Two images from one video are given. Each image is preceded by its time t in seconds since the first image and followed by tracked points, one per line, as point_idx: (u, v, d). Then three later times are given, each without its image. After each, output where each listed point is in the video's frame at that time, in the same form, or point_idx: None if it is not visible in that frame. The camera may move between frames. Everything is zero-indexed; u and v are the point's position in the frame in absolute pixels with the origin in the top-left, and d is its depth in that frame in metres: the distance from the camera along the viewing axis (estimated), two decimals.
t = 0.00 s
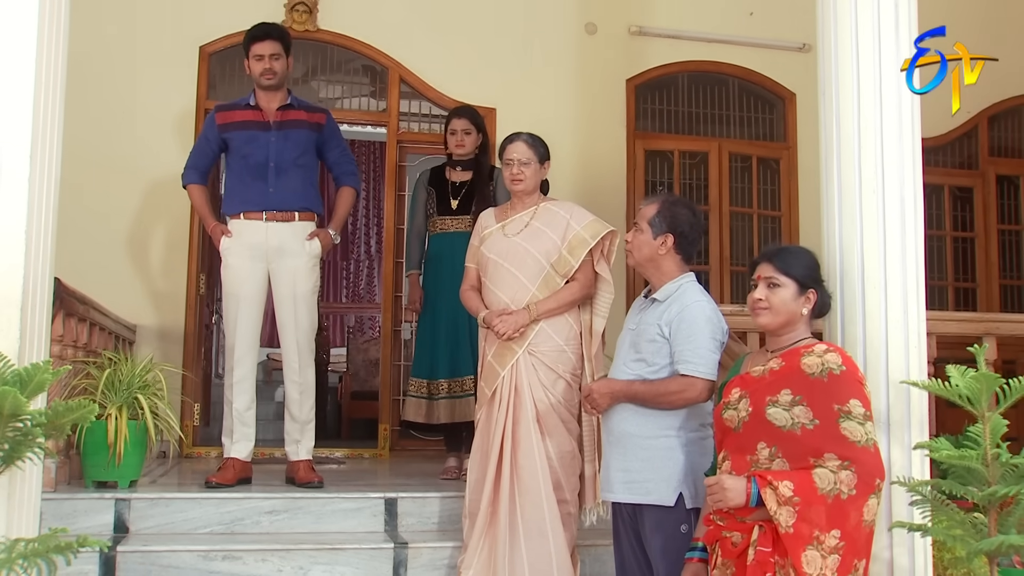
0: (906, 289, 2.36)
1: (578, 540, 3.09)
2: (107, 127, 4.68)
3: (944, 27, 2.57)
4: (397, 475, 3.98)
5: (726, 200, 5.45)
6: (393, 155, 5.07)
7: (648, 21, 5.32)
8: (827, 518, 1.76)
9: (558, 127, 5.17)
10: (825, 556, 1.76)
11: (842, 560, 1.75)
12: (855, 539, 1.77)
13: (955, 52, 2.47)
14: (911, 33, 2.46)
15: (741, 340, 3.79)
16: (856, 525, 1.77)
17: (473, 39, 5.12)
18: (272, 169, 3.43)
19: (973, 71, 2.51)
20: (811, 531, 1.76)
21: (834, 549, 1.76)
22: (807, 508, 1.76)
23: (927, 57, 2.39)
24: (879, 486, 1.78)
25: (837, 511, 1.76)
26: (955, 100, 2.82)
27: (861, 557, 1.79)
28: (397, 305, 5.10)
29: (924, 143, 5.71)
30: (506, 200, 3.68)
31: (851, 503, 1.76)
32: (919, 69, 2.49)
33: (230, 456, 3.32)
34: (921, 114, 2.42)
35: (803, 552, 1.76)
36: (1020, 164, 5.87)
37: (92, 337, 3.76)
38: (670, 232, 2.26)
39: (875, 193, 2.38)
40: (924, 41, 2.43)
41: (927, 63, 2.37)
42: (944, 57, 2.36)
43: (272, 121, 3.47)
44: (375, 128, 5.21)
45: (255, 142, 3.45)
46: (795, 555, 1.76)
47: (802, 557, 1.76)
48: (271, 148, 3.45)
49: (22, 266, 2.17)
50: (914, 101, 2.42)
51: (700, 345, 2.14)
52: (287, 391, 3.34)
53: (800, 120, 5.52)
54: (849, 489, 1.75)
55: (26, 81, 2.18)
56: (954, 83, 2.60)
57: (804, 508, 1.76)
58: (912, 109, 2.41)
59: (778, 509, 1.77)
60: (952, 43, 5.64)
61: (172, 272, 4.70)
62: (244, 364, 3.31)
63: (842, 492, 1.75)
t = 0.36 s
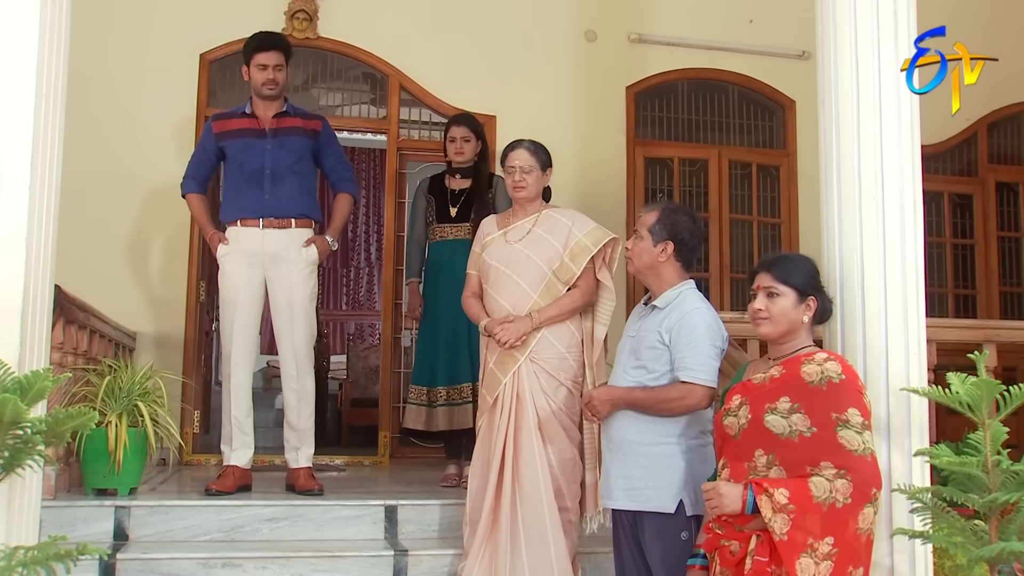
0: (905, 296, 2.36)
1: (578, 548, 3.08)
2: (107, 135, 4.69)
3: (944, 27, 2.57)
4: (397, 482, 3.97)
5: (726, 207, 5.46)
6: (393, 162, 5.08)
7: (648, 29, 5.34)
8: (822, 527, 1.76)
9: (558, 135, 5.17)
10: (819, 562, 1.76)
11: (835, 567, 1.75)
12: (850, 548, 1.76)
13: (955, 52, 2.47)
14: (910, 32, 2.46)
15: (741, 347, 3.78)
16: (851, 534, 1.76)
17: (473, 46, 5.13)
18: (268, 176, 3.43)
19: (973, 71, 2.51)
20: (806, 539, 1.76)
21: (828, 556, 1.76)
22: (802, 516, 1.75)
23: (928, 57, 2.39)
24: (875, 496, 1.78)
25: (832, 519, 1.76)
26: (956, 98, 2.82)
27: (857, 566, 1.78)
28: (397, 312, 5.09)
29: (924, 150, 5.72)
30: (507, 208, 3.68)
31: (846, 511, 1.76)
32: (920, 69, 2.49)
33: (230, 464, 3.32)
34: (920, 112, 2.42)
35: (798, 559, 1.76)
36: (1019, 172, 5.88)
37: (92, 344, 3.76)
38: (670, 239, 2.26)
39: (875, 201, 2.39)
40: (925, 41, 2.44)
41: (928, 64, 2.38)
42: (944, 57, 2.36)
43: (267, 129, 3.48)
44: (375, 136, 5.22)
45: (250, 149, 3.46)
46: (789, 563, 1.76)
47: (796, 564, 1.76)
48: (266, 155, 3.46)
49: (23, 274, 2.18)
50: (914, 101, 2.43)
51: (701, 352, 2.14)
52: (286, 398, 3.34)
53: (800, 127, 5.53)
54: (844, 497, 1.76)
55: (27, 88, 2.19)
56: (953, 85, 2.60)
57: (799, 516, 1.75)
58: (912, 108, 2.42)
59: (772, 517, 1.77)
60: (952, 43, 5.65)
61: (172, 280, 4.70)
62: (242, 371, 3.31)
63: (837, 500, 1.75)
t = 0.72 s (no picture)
0: (906, 298, 2.36)
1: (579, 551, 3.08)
2: (105, 136, 4.69)
3: (944, 27, 2.57)
4: (397, 485, 3.97)
5: (726, 210, 5.46)
6: (393, 164, 5.09)
7: (648, 31, 5.35)
8: (833, 527, 1.76)
9: (558, 137, 5.18)
10: (830, 563, 1.75)
11: (846, 567, 1.75)
12: (860, 548, 1.76)
13: (955, 52, 2.47)
14: (910, 33, 2.46)
15: (742, 349, 3.78)
16: (862, 535, 1.76)
17: (474, 48, 5.13)
18: (262, 180, 3.43)
19: (973, 71, 2.51)
20: (816, 539, 1.76)
21: (839, 556, 1.76)
22: (813, 517, 1.75)
23: (927, 58, 2.39)
24: (886, 496, 1.78)
25: (843, 519, 1.76)
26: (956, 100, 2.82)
27: (867, 565, 1.78)
28: (397, 315, 5.08)
29: (924, 153, 5.72)
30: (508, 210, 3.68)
31: (857, 512, 1.76)
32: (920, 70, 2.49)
33: (230, 466, 3.32)
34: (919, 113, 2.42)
35: (808, 560, 1.75)
36: (1020, 174, 5.88)
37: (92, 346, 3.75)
38: (670, 241, 2.26)
39: (875, 203, 2.39)
40: (923, 42, 2.44)
41: (927, 63, 2.38)
42: (944, 57, 2.36)
43: (261, 132, 3.48)
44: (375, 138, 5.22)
45: (243, 153, 3.45)
46: (800, 564, 1.75)
47: (806, 565, 1.75)
48: (260, 159, 3.45)
49: (23, 275, 2.18)
50: (914, 101, 2.43)
51: (701, 353, 2.14)
52: (285, 400, 3.34)
53: (800, 130, 5.54)
54: (855, 498, 1.75)
55: (28, 90, 2.20)
56: (953, 85, 2.60)
57: (810, 517, 1.75)
58: (912, 109, 2.42)
59: (783, 518, 1.77)
60: (952, 43, 5.66)
61: (167, 282, 4.70)
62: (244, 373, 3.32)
63: (848, 500, 1.75)
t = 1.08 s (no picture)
0: (907, 297, 2.36)
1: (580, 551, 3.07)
2: (105, 137, 4.69)
3: (944, 27, 2.57)
4: (398, 485, 3.97)
5: (727, 210, 5.46)
6: (393, 165, 5.09)
7: (649, 32, 5.35)
8: (852, 524, 1.75)
9: (559, 137, 5.18)
10: (849, 561, 1.75)
11: (865, 564, 1.75)
12: (878, 544, 1.76)
13: (956, 52, 2.47)
14: (911, 33, 2.46)
15: (742, 349, 3.78)
16: (880, 531, 1.76)
17: (475, 48, 5.14)
18: (262, 182, 3.42)
19: (974, 71, 2.51)
20: (835, 537, 1.75)
21: (858, 553, 1.75)
22: (831, 514, 1.74)
23: (928, 57, 2.38)
24: (902, 491, 1.78)
25: (861, 516, 1.75)
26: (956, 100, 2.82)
27: (884, 562, 1.78)
28: (397, 315, 5.07)
29: (925, 153, 5.72)
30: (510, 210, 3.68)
31: (875, 508, 1.75)
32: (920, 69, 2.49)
33: (230, 466, 3.32)
34: (921, 113, 2.42)
35: (827, 558, 1.75)
36: (1021, 175, 5.88)
37: (93, 346, 3.75)
38: (673, 241, 2.26)
39: (876, 203, 2.39)
40: (924, 41, 2.43)
41: (927, 63, 2.38)
42: (944, 57, 2.35)
43: (258, 133, 3.46)
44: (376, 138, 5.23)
45: (242, 154, 3.43)
46: (820, 562, 1.75)
47: (826, 563, 1.75)
48: (259, 160, 3.43)
49: (24, 274, 2.18)
50: (914, 101, 2.43)
51: (702, 352, 2.14)
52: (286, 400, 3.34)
53: (801, 131, 5.54)
54: (873, 493, 1.75)
55: (30, 89, 2.20)
56: (953, 85, 2.60)
57: (828, 515, 1.74)
58: (913, 109, 2.42)
59: (801, 516, 1.76)
60: (952, 43, 5.66)
61: (162, 281, 4.70)
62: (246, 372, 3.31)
63: (866, 496, 1.75)
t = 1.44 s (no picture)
0: (908, 296, 2.36)
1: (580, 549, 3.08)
2: (106, 136, 4.69)
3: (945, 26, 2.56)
4: (399, 483, 3.96)
5: (727, 209, 5.46)
6: (393, 164, 5.09)
7: (649, 31, 5.35)
8: (860, 521, 1.75)
9: (559, 137, 5.18)
10: (859, 560, 1.75)
11: (876, 564, 1.75)
12: (887, 542, 1.76)
13: (956, 51, 2.46)
14: (912, 32, 2.46)
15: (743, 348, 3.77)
16: (888, 528, 1.76)
17: (475, 47, 5.14)
18: (276, 183, 3.43)
19: (974, 70, 2.51)
20: (844, 535, 1.75)
21: (868, 553, 1.75)
22: (839, 512, 1.74)
23: (928, 56, 2.38)
24: (911, 488, 1.78)
25: (869, 513, 1.75)
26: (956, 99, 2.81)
27: (894, 560, 1.78)
28: (397, 314, 5.06)
29: (925, 152, 5.72)
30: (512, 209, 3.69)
31: (884, 505, 1.75)
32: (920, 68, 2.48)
33: (231, 465, 3.32)
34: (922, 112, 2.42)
35: (836, 556, 1.75)
36: (1021, 174, 5.88)
37: (93, 344, 3.75)
38: (673, 238, 2.26)
39: (876, 201, 2.39)
40: (924, 41, 2.43)
41: (927, 63, 2.37)
42: (944, 57, 2.35)
43: (269, 133, 3.45)
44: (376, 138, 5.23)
45: (256, 154, 3.40)
46: (829, 560, 1.75)
47: (835, 562, 1.75)
48: (272, 161, 3.44)
49: (24, 274, 2.17)
50: (915, 101, 2.43)
51: (703, 351, 2.13)
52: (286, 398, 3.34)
53: (801, 130, 5.54)
54: (881, 491, 1.75)
55: (30, 88, 2.19)
56: (954, 84, 2.59)
57: (835, 513, 1.74)
58: (913, 108, 2.42)
59: (809, 514, 1.76)
60: (952, 43, 5.67)
61: (162, 281, 4.69)
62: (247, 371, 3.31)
63: (874, 494, 1.74)
